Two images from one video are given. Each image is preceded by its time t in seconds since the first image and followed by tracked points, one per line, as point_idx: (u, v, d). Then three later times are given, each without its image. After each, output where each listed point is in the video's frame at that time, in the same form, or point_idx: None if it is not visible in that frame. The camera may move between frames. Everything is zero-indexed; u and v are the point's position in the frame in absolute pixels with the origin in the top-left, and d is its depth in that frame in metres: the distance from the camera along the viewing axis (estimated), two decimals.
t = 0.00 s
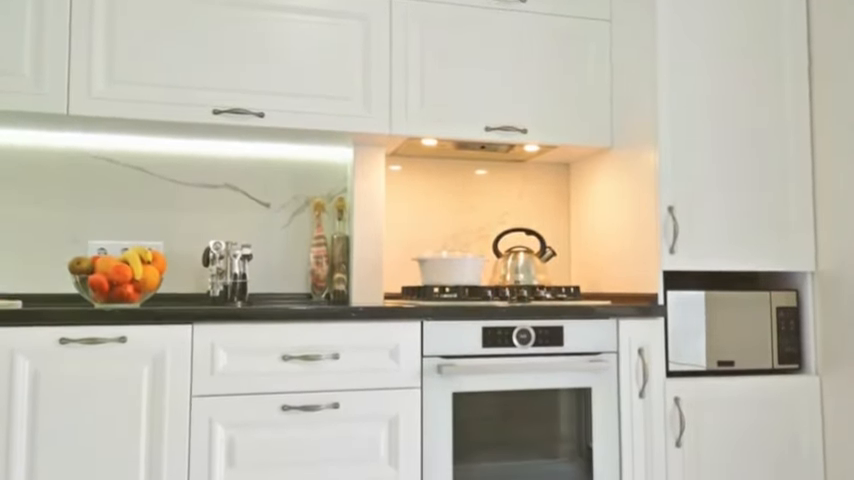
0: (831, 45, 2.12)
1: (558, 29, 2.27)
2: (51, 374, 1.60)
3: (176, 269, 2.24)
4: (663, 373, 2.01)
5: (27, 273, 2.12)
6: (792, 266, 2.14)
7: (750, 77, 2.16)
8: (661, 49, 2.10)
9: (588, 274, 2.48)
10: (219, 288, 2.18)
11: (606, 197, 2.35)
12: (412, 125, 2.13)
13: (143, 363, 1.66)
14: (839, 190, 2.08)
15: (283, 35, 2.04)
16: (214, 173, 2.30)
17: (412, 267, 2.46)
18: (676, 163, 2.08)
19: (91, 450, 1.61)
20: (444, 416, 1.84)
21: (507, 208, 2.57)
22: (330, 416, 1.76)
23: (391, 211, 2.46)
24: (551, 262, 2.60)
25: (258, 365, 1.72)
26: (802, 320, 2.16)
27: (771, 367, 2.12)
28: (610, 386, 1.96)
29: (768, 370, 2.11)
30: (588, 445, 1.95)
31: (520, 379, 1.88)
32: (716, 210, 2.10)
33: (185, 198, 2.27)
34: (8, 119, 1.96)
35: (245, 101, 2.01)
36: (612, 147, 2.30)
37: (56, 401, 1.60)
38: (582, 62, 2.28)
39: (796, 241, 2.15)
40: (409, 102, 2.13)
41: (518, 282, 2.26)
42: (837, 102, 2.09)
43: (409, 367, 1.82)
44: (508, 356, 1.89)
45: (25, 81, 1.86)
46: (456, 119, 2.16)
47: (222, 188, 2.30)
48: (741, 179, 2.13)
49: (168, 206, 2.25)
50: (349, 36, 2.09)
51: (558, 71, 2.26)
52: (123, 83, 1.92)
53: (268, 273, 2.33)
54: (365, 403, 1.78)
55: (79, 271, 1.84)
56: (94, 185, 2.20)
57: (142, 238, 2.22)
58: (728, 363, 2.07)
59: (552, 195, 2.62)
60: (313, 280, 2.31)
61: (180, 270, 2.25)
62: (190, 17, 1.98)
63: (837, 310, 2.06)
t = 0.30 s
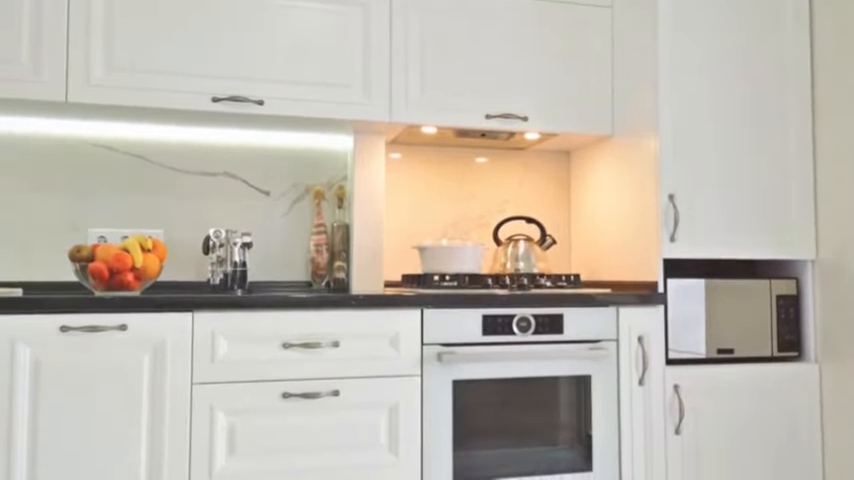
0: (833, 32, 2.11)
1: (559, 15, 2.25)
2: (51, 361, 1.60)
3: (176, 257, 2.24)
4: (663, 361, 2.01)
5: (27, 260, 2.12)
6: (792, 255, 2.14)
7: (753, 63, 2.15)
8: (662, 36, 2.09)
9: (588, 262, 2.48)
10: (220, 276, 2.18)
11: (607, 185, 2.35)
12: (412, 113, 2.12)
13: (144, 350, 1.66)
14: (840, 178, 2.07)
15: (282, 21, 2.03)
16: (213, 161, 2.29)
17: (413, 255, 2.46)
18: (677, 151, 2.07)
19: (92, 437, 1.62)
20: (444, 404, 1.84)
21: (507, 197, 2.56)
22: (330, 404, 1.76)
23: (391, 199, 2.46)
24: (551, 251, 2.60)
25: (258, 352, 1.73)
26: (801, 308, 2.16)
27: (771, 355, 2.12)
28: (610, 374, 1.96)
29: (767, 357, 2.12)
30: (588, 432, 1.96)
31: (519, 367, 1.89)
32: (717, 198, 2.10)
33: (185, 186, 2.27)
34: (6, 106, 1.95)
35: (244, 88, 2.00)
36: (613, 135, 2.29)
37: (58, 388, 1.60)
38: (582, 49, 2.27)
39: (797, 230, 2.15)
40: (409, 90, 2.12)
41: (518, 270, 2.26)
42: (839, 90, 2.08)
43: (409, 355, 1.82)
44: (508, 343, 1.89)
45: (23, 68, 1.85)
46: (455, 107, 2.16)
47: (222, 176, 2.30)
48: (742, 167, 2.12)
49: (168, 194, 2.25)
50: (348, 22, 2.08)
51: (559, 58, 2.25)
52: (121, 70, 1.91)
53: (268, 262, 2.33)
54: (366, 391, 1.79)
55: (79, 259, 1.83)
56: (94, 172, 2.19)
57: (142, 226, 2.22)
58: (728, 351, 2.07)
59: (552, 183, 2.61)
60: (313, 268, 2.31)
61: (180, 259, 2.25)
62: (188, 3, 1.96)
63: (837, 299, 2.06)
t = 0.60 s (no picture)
0: (836, 19, 2.09)
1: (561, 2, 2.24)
2: (52, 348, 1.60)
3: (176, 245, 2.24)
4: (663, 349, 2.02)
5: (26, 249, 2.11)
6: (793, 243, 2.14)
7: (755, 49, 2.14)
8: (664, 23, 2.07)
9: (588, 250, 2.48)
10: (219, 265, 2.18)
11: (608, 173, 2.34)
12: (413, 100, 2.11)
13: (144, 339, 1.66)
14: (842, 166, 2.07)
15: (281, 7, 2.02)
16: (213, 150, 2.29)
17: (413, 243, 2.46)
18: (678, 139, 2.07)
19: (93, 424, 1.63)
20: (444, 392, 1.85)
21: (507, 185, 2.56)
22: (330, 392, 1.77)
23: (391, 187, 2.45)
24: (551, 239, 2.60)
25: (258, 341, 1.73)
26: (801, 296, 2.16)
27: (771, 343, 2.13)
28: (610, 362, 1.96)
29: (767, 345, 2.12)
30: (587, 420, 1.96)
31: (519, 355, 1.89)
32: (717, 187, 2.10)
33: (184, 175, 2.26)
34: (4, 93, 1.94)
35: (244, 76, 1.99)
36: (613, 123, 2.28)
37: (58, 376, 1.61)
38: (584, 36, 2.26)
39: (798, 218, 2.15)
40: (409, 77, 2.11)
41: (518, 258, 2.26)
42: (841, 77, 2.07)
43: (409, 343, 1.83)
44: (508, 332, 1.90)
45: (21, 55, 1.84)
46: (456, 94, 2.15)
47: (221, 164, 2.29)
48: (743, 155, 2.12)
49: (168, 183, 2.24)
50: (348, 8, 2.07)
51: (560, 45, 2.24)
52: (120, 57, 1.90)
53: (268, 250, 2.33)
54: (366, 379, 1.79)
55: (79, 247, 1.83)
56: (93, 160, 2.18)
57: (141, 214, 2.22)
58: (727, 339, 2.08)
59: (553, 171, 2.61)
60: (314, 257, 2.31)
61: (180, 247, 2.25)
62: None
63: (837, 287, 2.06)
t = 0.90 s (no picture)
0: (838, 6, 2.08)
1: None
2: (52, 337, 1.60)
3: (176, 235, 2.24)
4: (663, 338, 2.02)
5: (26, 238, 2.11)
6: (793, 232, 2.13)
7: (756, 37, 2.13)
8: (666, 10, 2.06)
9: (588, 240, 2.48)
10: (219, 254, 2.18)
11: (608, 161, 2.33)
12: (413, 89, 2.11)
13: (145, 327, 1.66)
14: (843, 155, 2.06)
15: None
16: (213, 138, 2.28)
17: (413, 232, 2.46)
18: (679, 128, 2.06)
19: (93, 413, 1.63)
20: (444, 381, 1.85)
21: (507, 174, 2.55)
22: (330, 381, 1.77)
23: (391, 176, 2.45)
24: (551, 228, 2.60)
25: (258, 330, 1.73)
26: (801, 285, 2.16)
27: (770, 332, 2.13)
28: (610, 351, 1.97)
29: (767, 335, 2.13)
30: (587, 409, 1.97)
31: (519, 344, 1.89)
32: (718, 175, 2.09)
33: (184, 164, 2.26)
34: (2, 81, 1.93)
35: (243, 64, 1.98)
36: (614, 112, 2.28)
37: (58, 365, 1.61)
38: (585, 24, 2.24)
39: (798, 207, 2.14)
40: (409, 65, 2.10)
41: (518, 247, 2.26)
42: (843, 65, 2.06)
43: (409, 332, 1.83)
44: (508, 320, 1.90)
45: (19, 43, 1.83)
46: (456, 83, 2.14)
47: (221, 153, 2.29)
48: (743, 144, 2.11)
49: (167, 172, 2.24)
50: None
51: (561, 33, 2.22)
52: (118, 45, 1.89)
53: (268, 240, 2.32)
54: (366, 368, 1.80)
55: (79, 237, 1.83)
56: (92, 148, 2.18)
57: (142, 203, 2.22)
58: (726, 328, 2.08)
59: (553, 160, 2.60)
60: (314, 246, 2.30)
61: (180, 236, 2.24)
62: None
63: (837, 276, 2.06)
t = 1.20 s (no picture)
0: None
1: None
2: (53, 327, 1.60)
3: (176, 224, 2.24)
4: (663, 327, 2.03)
5: (26, 227, 2.11)
6: (793, 221, 2.13)
7: (758, 26, 2.12)
8: None
9: (589, 229, 2.47)
10: (220, 243, 2.18)
11: (609, 150, 2.33)
12: (413, 77, 2.10)
13: (146, 317, 1.67)
14: (844, 143, 2.06)
15: None
16: (212, 127, 2.27)
17: (413, 222, 2.45)
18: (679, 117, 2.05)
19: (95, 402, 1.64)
20: (444, 369, 1.85)
21: (508, 163, 2.55)
22: (331, 369, 1.78)
23: (391, 165, 2.44)
24: (551, 217, 2.60)
25: (259, 319, 1.73)
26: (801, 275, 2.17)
27: (770, 321, 2.13)
28: (610, 340, 1.97)
29: (766, 324, 2.13)
30: (587, 398, 1.97)
31: (519, 333, 1.90)
32: (719, 165, 2.09)
33: (184, 153, 2.25)
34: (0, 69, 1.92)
35: (242, 52, 1.97)
36: (614, 101, 2.27)
37: (59, 354, 1.61)
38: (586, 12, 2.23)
39: (799, 197, 2.14)
40: (409, 54, 2.09)
41: (518, 237, 2.26)
42: (845, 53, 2.05)
43: (409, 321, 1.83)
44: (508, 310, 1.90)
45: (17, 31, 1.82)
46: (456, 71, 2.13)
47: (220, 142, 2.28)
48: (744, 133, 2.11)
49: (167, 161, 2.23)
50: None
51: (562, 22, 2.21)
52: (117, 33, 1.88)
53: (267, 229, 2.32)
54: (366, 357, 1.80)
55: (79, 226, 1.83)
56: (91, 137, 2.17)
57: (141, 192, 2.21)
58: (726, 316, 2.08)
59: (553, 149, 2.59)
60: (314, 235, 2.30)
61: (180, 226, 2.24)
62: None
63: (837, 265, 2.06)
